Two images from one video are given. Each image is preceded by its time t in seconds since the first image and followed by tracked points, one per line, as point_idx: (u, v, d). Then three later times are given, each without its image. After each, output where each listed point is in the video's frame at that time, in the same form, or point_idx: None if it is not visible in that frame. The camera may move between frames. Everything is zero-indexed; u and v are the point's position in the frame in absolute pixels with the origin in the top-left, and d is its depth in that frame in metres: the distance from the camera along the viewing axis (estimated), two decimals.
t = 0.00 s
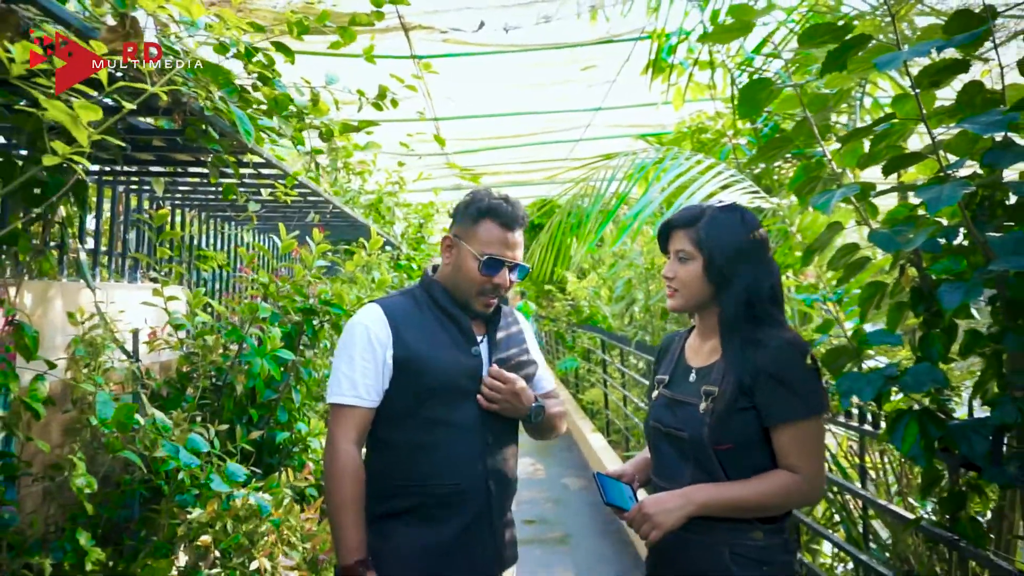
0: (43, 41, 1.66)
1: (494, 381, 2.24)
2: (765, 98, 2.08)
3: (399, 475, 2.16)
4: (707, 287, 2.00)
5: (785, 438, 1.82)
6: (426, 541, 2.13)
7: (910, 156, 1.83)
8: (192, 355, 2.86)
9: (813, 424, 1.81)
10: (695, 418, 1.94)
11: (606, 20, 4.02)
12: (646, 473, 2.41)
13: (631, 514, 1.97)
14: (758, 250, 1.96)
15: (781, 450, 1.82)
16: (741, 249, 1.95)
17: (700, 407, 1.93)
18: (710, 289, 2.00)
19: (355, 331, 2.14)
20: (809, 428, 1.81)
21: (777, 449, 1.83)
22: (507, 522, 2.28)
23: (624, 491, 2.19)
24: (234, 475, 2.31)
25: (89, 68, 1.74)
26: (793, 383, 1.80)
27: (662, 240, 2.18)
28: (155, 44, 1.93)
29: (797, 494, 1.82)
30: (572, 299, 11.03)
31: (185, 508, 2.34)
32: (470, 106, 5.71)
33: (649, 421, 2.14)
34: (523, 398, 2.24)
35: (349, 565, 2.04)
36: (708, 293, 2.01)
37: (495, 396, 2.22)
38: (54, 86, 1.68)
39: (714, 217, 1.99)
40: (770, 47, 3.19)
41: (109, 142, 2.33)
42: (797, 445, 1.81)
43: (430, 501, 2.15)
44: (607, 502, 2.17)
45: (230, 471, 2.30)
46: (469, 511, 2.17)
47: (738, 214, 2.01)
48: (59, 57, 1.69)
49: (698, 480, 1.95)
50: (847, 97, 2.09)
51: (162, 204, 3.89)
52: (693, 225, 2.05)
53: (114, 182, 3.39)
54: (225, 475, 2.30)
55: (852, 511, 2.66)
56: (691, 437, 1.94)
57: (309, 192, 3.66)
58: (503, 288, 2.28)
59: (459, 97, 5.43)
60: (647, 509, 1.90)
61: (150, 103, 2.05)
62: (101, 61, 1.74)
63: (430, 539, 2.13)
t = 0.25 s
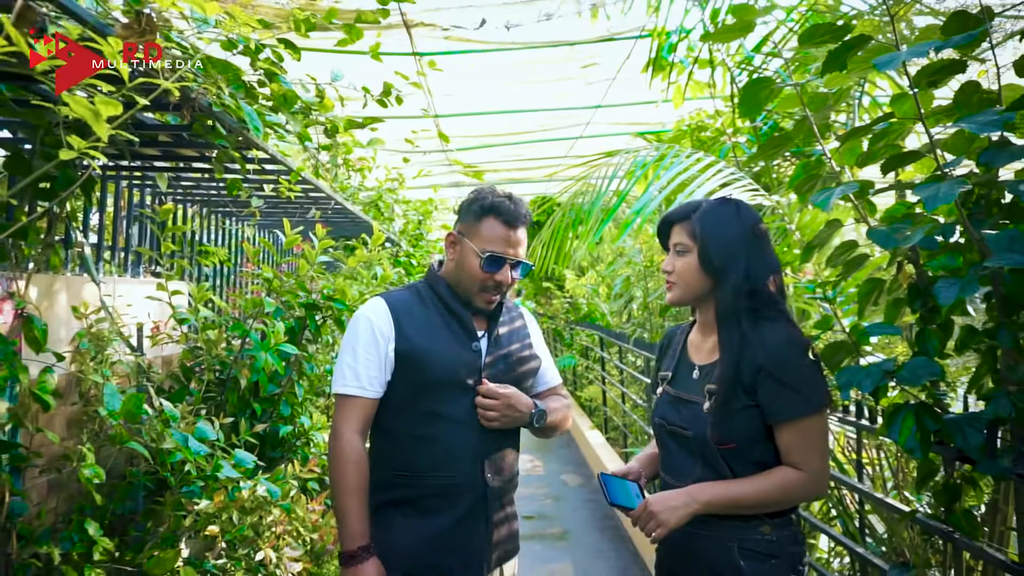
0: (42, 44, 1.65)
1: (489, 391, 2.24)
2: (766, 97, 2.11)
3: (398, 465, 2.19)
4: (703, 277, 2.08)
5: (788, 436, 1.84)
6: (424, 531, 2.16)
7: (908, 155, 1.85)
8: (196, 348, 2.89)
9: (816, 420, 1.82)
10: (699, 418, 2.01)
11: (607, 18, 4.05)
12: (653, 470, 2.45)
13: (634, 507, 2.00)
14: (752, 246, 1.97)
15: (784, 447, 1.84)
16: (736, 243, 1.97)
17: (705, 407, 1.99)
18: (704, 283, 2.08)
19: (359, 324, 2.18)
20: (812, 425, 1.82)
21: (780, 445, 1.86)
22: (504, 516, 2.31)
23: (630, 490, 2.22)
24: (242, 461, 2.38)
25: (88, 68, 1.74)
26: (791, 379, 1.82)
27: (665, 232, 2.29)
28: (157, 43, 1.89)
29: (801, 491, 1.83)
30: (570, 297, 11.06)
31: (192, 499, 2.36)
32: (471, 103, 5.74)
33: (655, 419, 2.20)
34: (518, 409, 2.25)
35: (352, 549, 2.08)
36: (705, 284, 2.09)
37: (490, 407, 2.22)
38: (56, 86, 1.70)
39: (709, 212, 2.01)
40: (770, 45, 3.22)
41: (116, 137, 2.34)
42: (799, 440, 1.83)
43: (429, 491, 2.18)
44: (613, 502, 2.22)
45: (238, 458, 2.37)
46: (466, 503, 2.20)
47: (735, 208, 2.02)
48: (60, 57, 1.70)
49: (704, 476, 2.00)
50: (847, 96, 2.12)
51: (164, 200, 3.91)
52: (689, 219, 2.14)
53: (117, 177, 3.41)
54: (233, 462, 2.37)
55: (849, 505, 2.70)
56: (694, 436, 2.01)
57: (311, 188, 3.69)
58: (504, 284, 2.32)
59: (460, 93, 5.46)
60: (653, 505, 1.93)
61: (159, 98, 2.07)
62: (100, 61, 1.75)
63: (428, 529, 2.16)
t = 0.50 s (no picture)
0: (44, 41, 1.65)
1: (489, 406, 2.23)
2: (769, 96, 2.13)
3: (398, 459, 2.22)
4: (703, 273, 2.11)
5: (789, 430, 1.84)
6: (423, 523, 2.17)
7: (910, 154, 1.87)
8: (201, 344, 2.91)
9: (817, 415, 1.82)
10: (700, 414, 2.05)
11: (610, 16, 4.07)
12: (664, 467, 2.49)
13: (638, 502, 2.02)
14: (754, 242, 1.98)
15: (786, 442, 1.84)
16: (735, 237, 1.99)
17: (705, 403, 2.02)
18: (704, 276, 2.11)
19: (360, 318, 2.22)
20: (813, 419, 1.82)
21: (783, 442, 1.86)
22: (504, 514, 2.31)
23: (639, 485, 2.27)
24: (249, 457, 2.41)
25: (89, 68, 1.68)
26: (790, 375, 1.82)
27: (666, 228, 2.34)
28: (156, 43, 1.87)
29: (804, 484, 1.83)
30: (571, 295, 11.07)
31: (200, 493, 2.38)
32: (474, 101, 5.75)
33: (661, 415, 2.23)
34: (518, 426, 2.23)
35: (354, 539, 2.11)
36: (705, 279, 2.12)
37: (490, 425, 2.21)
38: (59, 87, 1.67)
39: (708, 209, 2.03)
40: (772, 44, 3.23)
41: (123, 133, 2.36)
42: (801, 435, 1.83)
43: (428, 484, 2.19)
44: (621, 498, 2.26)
45: (245, 454, 2.39)
46: (465, 497, 2.20)
47: (736, 204, 2.03)
48: (59, 58, 1.64)
49: (707, 472, 2.02)
50: (849, 95, 2.13)
51: (168, 197, 3.92)
52: (683, 217, 2.20)
53: (122, 174, 3.42)
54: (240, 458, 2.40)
55: (849, 502, 2.72)
56: (696, 431, 2.05)
57: (315, 185, 3.71)
58: (503, 244, 2.36)
59: (462, 91, 5.47)
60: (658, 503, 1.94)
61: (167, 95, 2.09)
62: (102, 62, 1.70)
63: (426, 522, 2.17)
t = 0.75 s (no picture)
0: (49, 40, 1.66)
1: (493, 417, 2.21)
2: (775, 95, 2.13)
3: (399, 456, 2.23)
4: (714, 272, 2.09)
5: (790, 427, 1.84)
6: (422, 519, 2.17)
7: (917, 153, 1.87)
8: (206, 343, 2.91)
9: (818, 413, 1.82)
10: (706, 412, 2.05)
11: (614, 15, 4.07)
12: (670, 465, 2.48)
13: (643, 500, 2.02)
14: (762, 241, 1.98)
15: (786, 439, 1.84)
16: (742, 235, 1.98)
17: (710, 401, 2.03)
18: (714, 275, 2.10)
19: (362, 315, 2.23)
20: (813, 417, 1.82)
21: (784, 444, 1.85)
22: (508, 513, 2.30)
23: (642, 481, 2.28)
24: (254, 458, 2.41)
25: (88, 68, 1.68)
26: (790, 373, 1.82)
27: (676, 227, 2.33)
28: (157, 44, 1.84)
29: (803, 482, 1.83)
30: (573, 295, 11.06)
31: (205, 491, 2.39)
32: (477, 100, 5.75)
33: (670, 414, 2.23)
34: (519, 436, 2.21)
35: (346, 535, 2.09)
36: (715, 279, 2.11)
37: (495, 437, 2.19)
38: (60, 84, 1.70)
39: (720, 206, 2.01)
40: (776, 44, 3.23)
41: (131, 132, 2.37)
42: (800, 434, 1.83)
43: (428, 481, 2.19)
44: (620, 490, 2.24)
45: (250, 455, 2.39)
46: (465, 493, 2.20)
47: (747, 202, 2.01)
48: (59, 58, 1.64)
49: (711, 468, 2.02)
50: (856, 95, 2.13)
51: (172, 195, 3.92)
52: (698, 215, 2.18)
53: (127, 173, 3.43)
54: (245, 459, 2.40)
55: (854, 501, 2.71)
56: (702, 429, 2.05)
57: (319, 184, 3.71)
58: (502, 244, 2.36)
59: (466, 90, 5.47)
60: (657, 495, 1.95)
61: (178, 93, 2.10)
62: (102, 62, 1.68)
63: (426, 518, 2.17)
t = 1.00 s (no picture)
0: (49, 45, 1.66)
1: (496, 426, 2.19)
2: (783, 95, 2.13)
3: (405, 457, 2.21)
4: (728, 275, 2.04)
5: (807, 425, 1.81)
6: (430, 522, 2.16)
7: (928, 153, 1.84)
8: (211, 344, 2.91)
9: (834, 414, 1.80)
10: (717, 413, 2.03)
11: (620, 15, 4.05)
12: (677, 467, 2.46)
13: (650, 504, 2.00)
14: (774, 245, 1.98)
15: (804, 432, 1.80)
16: (752, 239, 1.99)
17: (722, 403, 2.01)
18: (729, 279, 2.05)
19: (367, 317, 2.21)
20: (830, 417, 1.80)
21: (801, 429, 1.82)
22: (516, 516, 2.29)
23: (653, 486, 2.30)
24: (259, 459, 2.40)
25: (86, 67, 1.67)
26: (806, 376, 1.80)
27: (686, 232, 2.25)
28: (157, 43, 1.82)
29: (819, 471, 1.79)
30: (578, 296, 11.04)
31: (209, 494, 2.38)
32: (482, 100, 5.74)
33: (678, 416, 2.21)
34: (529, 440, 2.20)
35: (350, 539, 2.07)
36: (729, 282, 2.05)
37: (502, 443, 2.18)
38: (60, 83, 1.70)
39: (735, 209, 2.03)
40: (782, 44, 3.22)
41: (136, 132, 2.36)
42: (819, 430, 1.80)
43: (434, 483, 2.18)
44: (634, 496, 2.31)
45: (255, 457, 2.38)
46: (472, 495, 2.18)
47: (760, 208, 2.03)
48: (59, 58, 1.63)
49: (720, 471, 2.00)
50: (865, 95, 2.11)
51: (177, 196, 3.92)
52: (713, 217, 2.12)
53: (131, 173, 3.42)
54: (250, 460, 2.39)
55: (862, 504, 2.69)
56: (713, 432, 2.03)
57: (324, 184, 3.70)
58: (502, 241, 2.35)
59: (471, 91, 5.46)
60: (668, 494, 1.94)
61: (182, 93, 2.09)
62: (102, 61, 1.66)
63: (434, 520, 2.16)
